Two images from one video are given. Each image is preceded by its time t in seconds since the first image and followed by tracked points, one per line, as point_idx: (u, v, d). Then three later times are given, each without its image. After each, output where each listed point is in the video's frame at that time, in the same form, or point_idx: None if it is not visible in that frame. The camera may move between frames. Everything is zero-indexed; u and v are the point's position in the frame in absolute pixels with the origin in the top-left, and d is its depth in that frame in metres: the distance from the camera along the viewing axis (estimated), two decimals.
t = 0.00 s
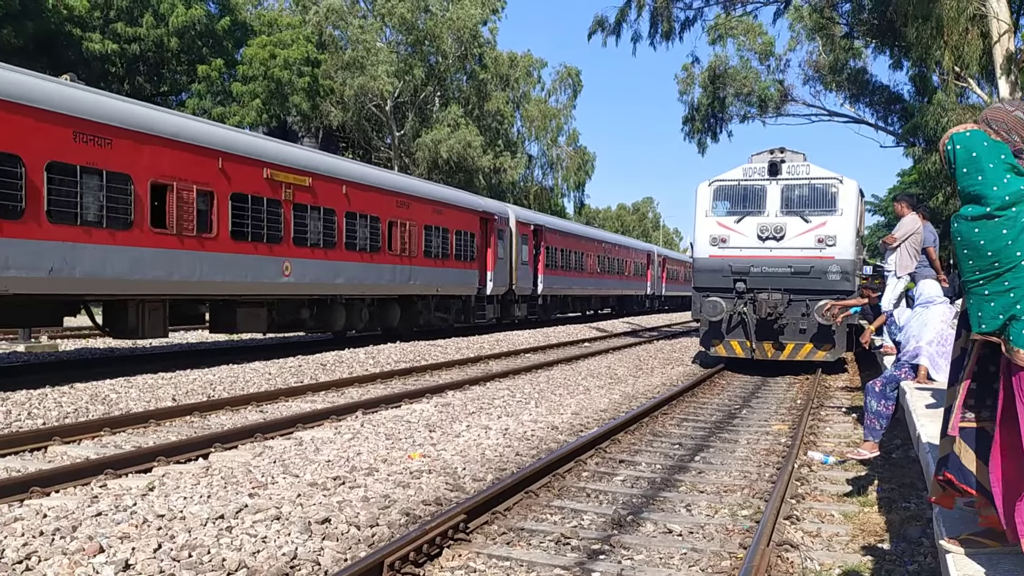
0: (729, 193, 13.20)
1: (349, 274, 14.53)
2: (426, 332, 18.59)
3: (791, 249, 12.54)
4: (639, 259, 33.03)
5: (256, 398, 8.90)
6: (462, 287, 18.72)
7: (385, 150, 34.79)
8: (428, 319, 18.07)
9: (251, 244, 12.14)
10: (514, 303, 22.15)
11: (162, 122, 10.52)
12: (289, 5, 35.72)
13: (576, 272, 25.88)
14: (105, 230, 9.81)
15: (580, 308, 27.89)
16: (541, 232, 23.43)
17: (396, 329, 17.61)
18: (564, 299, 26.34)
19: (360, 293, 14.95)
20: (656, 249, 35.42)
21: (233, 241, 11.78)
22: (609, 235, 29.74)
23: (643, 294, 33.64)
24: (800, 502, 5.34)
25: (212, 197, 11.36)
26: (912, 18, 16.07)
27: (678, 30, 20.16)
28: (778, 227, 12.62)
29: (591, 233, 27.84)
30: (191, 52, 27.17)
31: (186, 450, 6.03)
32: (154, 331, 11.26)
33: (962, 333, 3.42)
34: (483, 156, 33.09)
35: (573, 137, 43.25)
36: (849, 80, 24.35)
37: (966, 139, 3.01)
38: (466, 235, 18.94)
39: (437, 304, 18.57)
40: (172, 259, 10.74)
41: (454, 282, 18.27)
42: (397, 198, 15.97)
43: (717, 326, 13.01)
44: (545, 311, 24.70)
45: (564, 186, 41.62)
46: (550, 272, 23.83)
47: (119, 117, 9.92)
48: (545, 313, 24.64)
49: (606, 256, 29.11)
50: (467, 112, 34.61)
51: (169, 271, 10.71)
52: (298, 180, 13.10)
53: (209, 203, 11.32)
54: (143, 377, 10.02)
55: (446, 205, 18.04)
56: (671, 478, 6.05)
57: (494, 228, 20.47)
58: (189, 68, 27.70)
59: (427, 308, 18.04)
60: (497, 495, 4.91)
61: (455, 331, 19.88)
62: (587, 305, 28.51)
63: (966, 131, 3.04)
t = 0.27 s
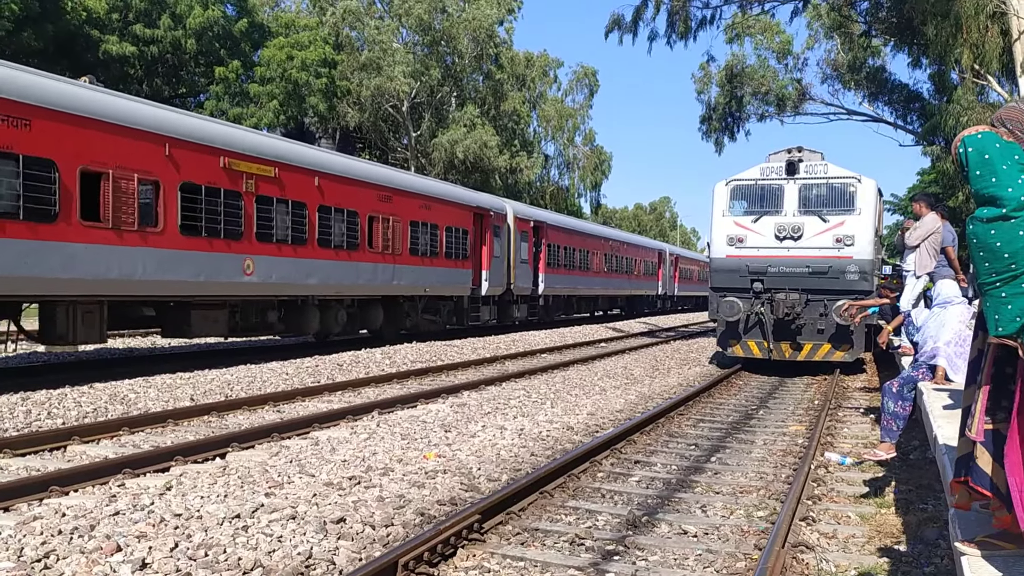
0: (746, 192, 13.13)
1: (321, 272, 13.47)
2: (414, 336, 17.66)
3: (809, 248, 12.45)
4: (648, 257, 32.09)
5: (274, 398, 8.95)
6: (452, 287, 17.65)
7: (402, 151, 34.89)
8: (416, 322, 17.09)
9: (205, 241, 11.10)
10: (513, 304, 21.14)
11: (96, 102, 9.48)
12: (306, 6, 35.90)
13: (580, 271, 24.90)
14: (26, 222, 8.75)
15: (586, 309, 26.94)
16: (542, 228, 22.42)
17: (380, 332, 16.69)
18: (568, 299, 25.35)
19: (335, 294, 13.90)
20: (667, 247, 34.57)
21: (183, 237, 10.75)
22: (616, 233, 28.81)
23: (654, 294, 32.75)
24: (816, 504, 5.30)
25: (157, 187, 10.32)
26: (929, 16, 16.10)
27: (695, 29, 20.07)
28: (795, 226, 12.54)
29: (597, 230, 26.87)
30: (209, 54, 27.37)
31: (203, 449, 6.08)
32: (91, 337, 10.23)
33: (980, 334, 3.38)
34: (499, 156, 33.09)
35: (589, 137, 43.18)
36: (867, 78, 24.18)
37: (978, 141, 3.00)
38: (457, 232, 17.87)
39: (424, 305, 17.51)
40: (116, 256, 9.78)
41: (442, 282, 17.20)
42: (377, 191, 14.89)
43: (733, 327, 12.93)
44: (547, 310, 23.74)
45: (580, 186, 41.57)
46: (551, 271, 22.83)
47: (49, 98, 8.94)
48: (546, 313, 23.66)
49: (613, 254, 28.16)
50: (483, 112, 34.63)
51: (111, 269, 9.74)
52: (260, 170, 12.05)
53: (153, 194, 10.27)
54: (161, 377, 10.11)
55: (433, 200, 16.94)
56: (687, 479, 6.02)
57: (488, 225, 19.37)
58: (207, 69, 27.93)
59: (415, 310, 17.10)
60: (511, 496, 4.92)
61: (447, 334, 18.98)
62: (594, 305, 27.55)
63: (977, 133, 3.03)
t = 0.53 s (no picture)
0: (747, 193, 13.12)
1: (271, 271, 12.25)
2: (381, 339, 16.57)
3: (810, 248, 12.45)
4: (641, 257, 31.15)
5: (276, 399, 8.95)
6: (424, 288, 16.40)
7: (402, 151, 34.89)
8: (382, 324, 15.94)
9: (127, 235, 9.88)
10: (494, 305, 20.11)
11: (101, 103, 9.47)
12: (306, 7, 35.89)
13: (566, 271, 23.87)
14: None
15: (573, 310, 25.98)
16: (526, 225, 21.36)
17: (346, 335, 15.58)
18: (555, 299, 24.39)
19: (286, 294, 12.65)
20: (662, 245, 33.82)
21: (99, 231, 9.53)
22: (607, 230, 27.84)
23: (647, 294, 31.85)
24: (820, 503, 5.30)
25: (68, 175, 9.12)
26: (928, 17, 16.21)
27: (695, 29, 20.08)
28: (796, 226, 12.53)
29: (585, 227, 25.82)
30: (209, 55, 27.38)
31: (206, 450, 6.08)
32: None
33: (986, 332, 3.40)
34: (499, 157, 33.08)
35: (589, 138, 43.18)
36: (867, 79, 24.20)
37: (982, 141, 3.00)
38: (430, 228, 16.59)
39: (393, 306, 16.35)
40: (30, 254, 8.71)
41: (413, 282, 15.94)
42: (337, 182, 13.59)
43: (734, 327, 12.93)
44: (530, 311, 22.76)
45: (581, 186, 41.57)
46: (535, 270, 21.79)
47: (19, 90, 8.49)
48: (530, 315, 22.65)
49: (603, 253, 27.20)
50: (483, 113, 34.61)
51: (22, 267, 8.65)
52: (197, 157, 10.79)
53: (63, 182, 9.07)
54: (163, 377, 10.11)
55: (404, 194, 15.63)
56: (689, 479, 6.02)
57: (466, 222, 18.11)
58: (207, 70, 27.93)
59: (383, 312, 15.99)
60: (515, 495, 4.92)
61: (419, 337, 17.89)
62: (582, 307, 26.61)
63: (981, 133, 3.03)
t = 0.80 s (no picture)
0: (747, 191, 13.14)
1: (206, 268, 11.05)
2: (343, 342, 15.41)
3: (810, 247, 12.47)
4: (632, 254, 30.19)
5: (278, 398, 8.96)
6: (389, 286, 15.26)
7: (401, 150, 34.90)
8: (344, 326, 14.83)
9: (24, 225, 8.67)
10: (471, 305, 19.03)
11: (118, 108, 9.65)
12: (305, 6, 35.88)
13: (549, 267, 22.81)
14: None
15: (557, 309, 24.94)
16: (505, 219, 20.29)
17: (301, 338, 14.33)
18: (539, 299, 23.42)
19: (227, 293, 11.51)
20: (655, 243, 33.02)
21: None
22: (595, 226, 26.82)
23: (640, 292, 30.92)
24: (823, 500, 5.33)
25: None
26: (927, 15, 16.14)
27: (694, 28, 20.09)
28: (796, 225, 12.55)
29: (570, 221, 24.76)
30: (208, 54, 27.39)
31: (211, 449, 6.09)
32: None
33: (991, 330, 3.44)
34: (498, 156, 33.09)
35: (588, 136, 43.18)
36: (866, 77, 24.24)
37: (988, 143, 3.03)
38: (396, 222, 15.45)
39: (355, 306, 15.18)
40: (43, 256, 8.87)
41: (376, 280, 14.80)
42: (287, 170, 12.45)
43: (734, 325, 12.94)
44: (512, 310, 21.71)
45: (580, 185, 41.59)
46: (516, 267, 20.73)
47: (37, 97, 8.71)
48: (511, 314, 21.61)
49: (591, 249, 26.17)
50: (482, 111, 34.61)
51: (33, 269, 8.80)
52: (113, 138, 9.61)
53: None
54: (165, 377, 10.11)
55: (366, 184, 14.48)
56: (693, 477, 6.04)
57: (437, 216, 16.97)
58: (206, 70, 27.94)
59: (343, 312, 14.79)
60: (520, 493, 4.93)
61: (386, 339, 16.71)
62: (567, 306, 25.59)
63: (987, 135, 3.06)
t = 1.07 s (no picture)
0: (747, 191, 13.16)
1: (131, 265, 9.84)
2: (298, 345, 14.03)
3: (809, 247, 12.48)
4: (624, 252, 29.26)
5: (278, 398, 8.97)
6: (350, 286, 13.96)
7: (401, 151, 34.93)
8: (298, 327, 13.59)
9: None
10: (446, 305, 17.73)
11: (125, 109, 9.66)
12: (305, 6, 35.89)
13: (532, 267, 21.69)
14: None
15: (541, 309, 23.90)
16: (485, 214, 19.15)
17: (250, 339, 13.07)
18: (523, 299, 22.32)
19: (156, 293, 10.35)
20: (649, 241, 32.28)
21: None
22: (583, 223, 25.76)
23: (632, 292, 30.03)
24: (823, 499, 5.35)
25: None
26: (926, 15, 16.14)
27: (695, 28, 20.09)
28: (796, 225, 12.56)
29: (556, 218, 23.64)
30: (208, 54, 27.44)
31: (213, 448, 6.11)
32: None
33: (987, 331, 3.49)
34: (498, 156, 33.09)
35: (588, 136, 43.17)
36: (866, 77, 24.26)
37: (985, 142, 3.05)
38: (359, 216, 14.14)
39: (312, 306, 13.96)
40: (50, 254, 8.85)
41: (336, 280, 13.55)
42: (228, 156, 11.17)
43: (735, 325, 12.95)
44: (492, 310, 20.63)
45: (580, 185, 41.60)
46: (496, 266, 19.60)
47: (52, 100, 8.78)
48: (492, 315, 20.53)
49: (578, 247, 25.09)
50: (482, 111, 34.61)
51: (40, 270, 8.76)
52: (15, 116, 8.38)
53: None
54: (165, 376, 10.12)
55: (322, 172, 13.17)
56: (693, 476, 6.06)
57: (406, 209, 15.67)
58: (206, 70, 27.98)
59: (296, 313, 13.51)
60: (521, 492, 4.95)
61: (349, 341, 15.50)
62: (552, 306, 24.57)
63: (986, 134, 3.08)
